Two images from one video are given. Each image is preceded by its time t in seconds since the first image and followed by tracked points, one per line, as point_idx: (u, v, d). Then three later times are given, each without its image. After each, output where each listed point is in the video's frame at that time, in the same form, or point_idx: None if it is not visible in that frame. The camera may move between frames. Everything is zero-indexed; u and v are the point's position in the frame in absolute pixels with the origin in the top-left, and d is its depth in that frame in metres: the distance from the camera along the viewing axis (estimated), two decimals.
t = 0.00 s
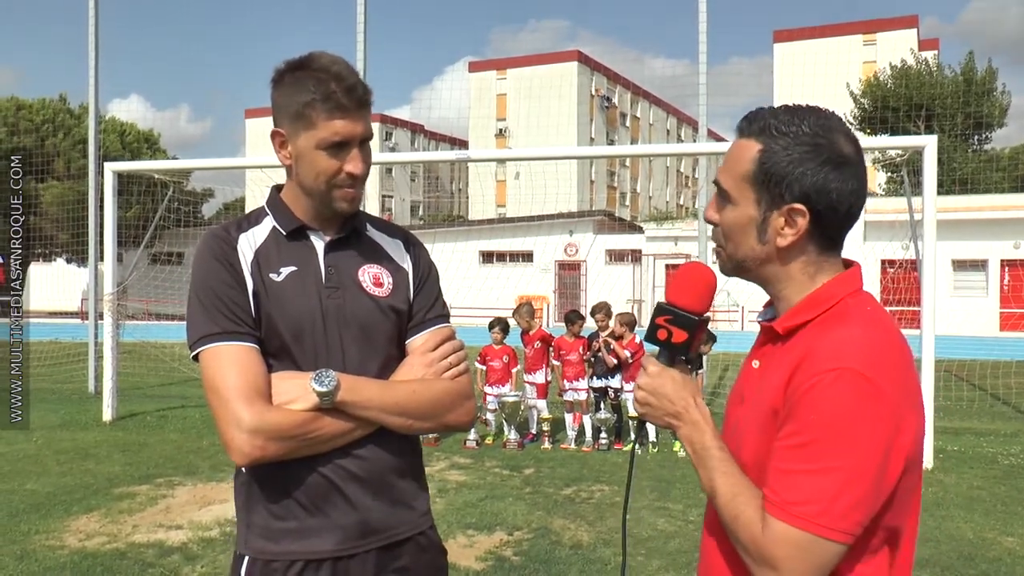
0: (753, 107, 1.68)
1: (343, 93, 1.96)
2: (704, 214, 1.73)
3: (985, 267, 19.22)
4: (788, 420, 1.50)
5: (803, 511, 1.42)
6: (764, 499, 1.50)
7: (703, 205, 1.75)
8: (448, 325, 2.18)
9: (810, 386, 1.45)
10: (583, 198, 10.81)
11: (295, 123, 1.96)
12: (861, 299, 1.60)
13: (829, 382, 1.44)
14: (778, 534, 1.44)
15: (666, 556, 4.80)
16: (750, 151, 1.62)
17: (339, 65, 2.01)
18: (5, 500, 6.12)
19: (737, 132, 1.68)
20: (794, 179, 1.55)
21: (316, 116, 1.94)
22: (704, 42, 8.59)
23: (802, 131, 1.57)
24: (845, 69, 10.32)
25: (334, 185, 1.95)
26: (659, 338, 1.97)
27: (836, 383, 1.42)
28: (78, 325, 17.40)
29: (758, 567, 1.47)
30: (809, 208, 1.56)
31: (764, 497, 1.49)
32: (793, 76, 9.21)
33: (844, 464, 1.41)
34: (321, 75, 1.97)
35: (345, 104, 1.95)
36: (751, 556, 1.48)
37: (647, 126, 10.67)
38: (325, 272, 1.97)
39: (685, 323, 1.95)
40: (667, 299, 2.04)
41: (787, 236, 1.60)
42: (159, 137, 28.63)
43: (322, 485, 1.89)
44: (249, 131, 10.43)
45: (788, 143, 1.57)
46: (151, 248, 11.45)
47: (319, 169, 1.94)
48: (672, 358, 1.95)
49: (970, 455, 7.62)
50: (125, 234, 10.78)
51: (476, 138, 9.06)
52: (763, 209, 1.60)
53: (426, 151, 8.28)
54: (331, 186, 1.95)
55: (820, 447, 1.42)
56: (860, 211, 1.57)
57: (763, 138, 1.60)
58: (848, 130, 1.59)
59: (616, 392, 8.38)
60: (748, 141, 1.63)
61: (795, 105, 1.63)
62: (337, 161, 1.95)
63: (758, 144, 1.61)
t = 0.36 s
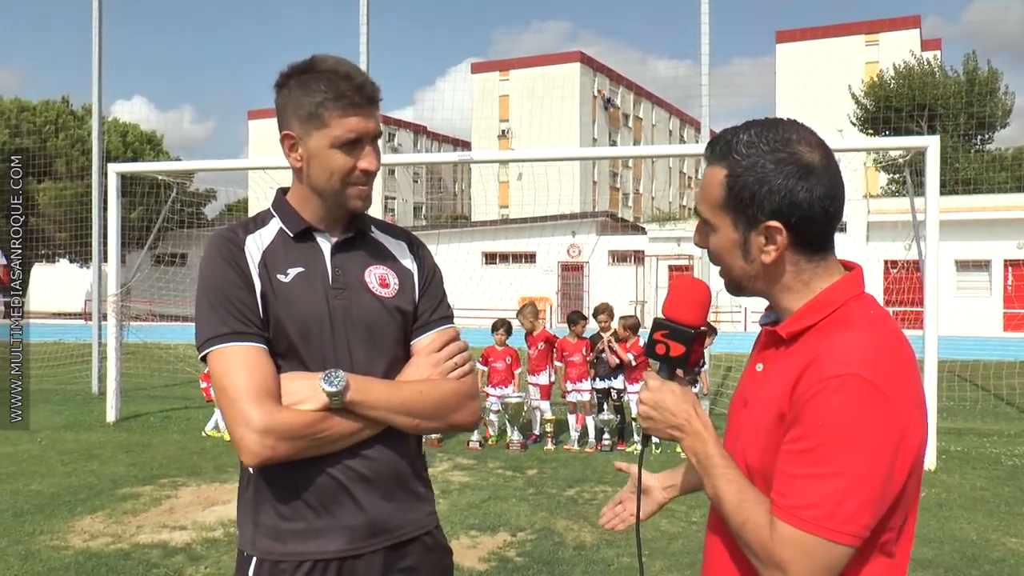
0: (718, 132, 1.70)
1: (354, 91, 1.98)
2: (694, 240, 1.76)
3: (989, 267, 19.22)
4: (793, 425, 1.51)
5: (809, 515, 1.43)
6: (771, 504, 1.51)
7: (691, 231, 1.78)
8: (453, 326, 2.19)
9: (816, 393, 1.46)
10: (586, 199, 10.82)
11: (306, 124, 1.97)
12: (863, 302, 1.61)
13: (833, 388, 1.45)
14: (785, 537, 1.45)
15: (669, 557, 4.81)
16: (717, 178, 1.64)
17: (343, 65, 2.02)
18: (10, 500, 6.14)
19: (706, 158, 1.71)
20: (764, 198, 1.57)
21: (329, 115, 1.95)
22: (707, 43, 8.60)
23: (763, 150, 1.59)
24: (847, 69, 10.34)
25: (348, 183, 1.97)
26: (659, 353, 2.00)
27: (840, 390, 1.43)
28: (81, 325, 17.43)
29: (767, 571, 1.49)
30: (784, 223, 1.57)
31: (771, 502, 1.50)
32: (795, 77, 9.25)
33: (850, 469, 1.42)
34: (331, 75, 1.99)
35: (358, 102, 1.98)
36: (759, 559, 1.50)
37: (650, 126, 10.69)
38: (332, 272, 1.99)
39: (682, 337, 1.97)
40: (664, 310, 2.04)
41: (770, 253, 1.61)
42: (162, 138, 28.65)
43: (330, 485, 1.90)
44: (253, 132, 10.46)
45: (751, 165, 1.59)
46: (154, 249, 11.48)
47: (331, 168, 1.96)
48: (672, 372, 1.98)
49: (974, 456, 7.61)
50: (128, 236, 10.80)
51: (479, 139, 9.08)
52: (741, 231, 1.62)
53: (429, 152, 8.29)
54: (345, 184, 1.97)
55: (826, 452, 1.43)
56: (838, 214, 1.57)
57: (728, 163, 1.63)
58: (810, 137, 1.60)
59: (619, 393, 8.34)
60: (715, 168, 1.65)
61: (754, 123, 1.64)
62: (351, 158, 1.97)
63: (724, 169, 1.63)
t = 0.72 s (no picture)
0: (728, 134, 1.72)
1: (363, 95, 2.00)
2: (698, 243, 1.76)
3: (992, 270, 19.20)
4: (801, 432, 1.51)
5: (821, 521, 1.44)
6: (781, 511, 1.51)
7: (696, 235, 1.79)
8: (461, 329, 2.20)
9: (825, 399, 1.47)
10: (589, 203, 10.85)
11: (316, 127, 1.98)
12: (865, 308, 1.62)
13: (843, 395, 1.45)
14: (797, 543, 1.46)
15: (673, 560, 4.81)
16: (728, 178, 1.65)
17: (353, 69, 2.04)
18: (15, 503, 6.15)
19: (716, 160, 1.72)
20: (773, 198, 1.58)
21: (338, 118, 1.97)
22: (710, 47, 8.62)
23: (775, 151, 1.60)
24: (850, 72, 10.35)
25: (357, 185, 1.98)
26: (663, 361, 1.99)
27: (849, 397, 1.44)
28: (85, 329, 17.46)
29: None
30: (792, 223, 1.58)
31: (781, 509, 1.50)
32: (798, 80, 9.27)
33: (860, 474, 1.42)
34: (341, 78, 2.00)
35: (368, 106, 2.00)
36: (771, 566, 1.50)
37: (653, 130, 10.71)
38: (341, 276, 2.00)
39: (687, 344, 1.97)
40: (667, 319, 2.05)
41: (777, 254, 1.62)
42: (165, 141, 28.70)
43: (339, 488, 1.91)
44: (256, 136, 10.49)
45: (763, 164, 1.60)
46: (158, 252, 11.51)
47: (340, 171, 1.97)
48: (673, 379, 1.98)
49: (978, 459, 7.61)
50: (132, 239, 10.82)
51: (482, 142, 9.10)
52: (748, 231, 1.63)
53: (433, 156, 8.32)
54: (354, 187, 1.98)
55: (837, 458, 1.44)
56: (845, 217, 1.59)
57: (739, 163, 1.64)
58: (819, 141, 1.62)
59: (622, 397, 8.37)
60: (725, 168, 1.67)
61: (765, 125, 1.66)
62: (360, 161, 1.98)
63: (735, 169, 1.64)
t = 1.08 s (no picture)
0: (732, 130, 1.73)
1: (364, 95, 2.01)
2: (699, 238, 1.77)
3: (991, 272, 19.21)
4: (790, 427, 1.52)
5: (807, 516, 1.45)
6: (769, 505, 1.52)
7: (697, 229, 1.80)
8: (461, 330, 2.21)
9: (814, 395, 1.48)
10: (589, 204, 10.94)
11: (316, 127, 2.00)
12: (856, 307, 1.64)
13: (831, 390, 1.46)
14: (784, 538, 1.46)
15: (671, 561, 4.82)
16: (732, 173, 1.66)
17: (354, 69, 2.05)
18: (15, 505, 6.16)
19: (718, 156, 1.73)
20: (777, 193, 1.59)
21: (338, 118, 1.98)
22: (709, 49, 8.64)
23: (780, 146, 1.62)
24: (850, 75, 10.38)
25: (357, 185, 2.00)
26: (659, 355, 2.01)
27: (838, 392, 1.45)
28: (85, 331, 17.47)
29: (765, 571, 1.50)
30: (795, 218, 1.60)
31: (769, 503, 1.51)
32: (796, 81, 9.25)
33: (846, 470, 1.44)
34: (342, 78, 2.02)
35: (368, 105, 2.01)
36: (758, 559, 1.51)
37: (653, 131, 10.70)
38: (341, 277, 2.01)
39: (683, 338, 2.00)
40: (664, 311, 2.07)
41: (777, 249, 1.63)
42: (165, 143, 28.70)
43: (340, 489, 1.92)
44: (256, 138, 10.51)
45: (768, 160, 1.61)
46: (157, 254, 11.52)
47: (341, 170, 1.98)
48: (666, 373, 2.00)
49: (977, 460, 7.62)
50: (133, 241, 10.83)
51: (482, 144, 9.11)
52: (751, 225, 1.64)
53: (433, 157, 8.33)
54: (353, 186, 2.00)
55: (824, 453, 1.45)
56: (845, 214, 1.60)
57: (744, 158, 1.65)
58: (821, 139, 1.64)
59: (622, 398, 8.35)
60: (729, 162, 1.68)
61: (768, 122, 1.67)
62: (360, 161, 1.99)
63: (740, 164, 1.65)
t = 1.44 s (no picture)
0: (739, 119, 1.73)
1: (370, 96, 2.00)
2: (698, 222, 1.77)
3: (992, 270, 19.20)
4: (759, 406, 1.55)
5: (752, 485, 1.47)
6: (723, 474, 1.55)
7: (697, 213, 1.79)
8: (464, 326, 2.21)
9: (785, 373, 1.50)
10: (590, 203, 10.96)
11: (321, 124, 1.99)
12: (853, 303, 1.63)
13: (799, 371, 1.49)
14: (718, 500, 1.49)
15: (673, 558, 4.83)
16: (739, 160, 1.65)
17: (363, 68, 2.05)
18: (16, 504, 6.16)
19: (726, 143, 1.72)
20: (782, 183, 1.59)
21: (344, 117, 1.97)
22: (710, 47, 8.65)
23: (789, 137, 1.62)
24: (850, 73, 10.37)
25: (358, 185, 1.99)
26: (607, 318, 2.14)
27: (807, 372, 1.47)
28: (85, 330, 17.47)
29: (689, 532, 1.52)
30: (797, 210, 1.60)
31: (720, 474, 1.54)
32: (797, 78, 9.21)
33: (802, 450, 1.45)
34: (349, 77, 2.01)
35: (373, 107, 2.01)
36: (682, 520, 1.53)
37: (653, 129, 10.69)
38: (344, 274, 2.01)
39: (628, 302, 2.12)
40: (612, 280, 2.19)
41: (777, 239, 1.63)
42: (165, 142, 28.67)
43: (344, 486, 1.92)
44: (257, 136, 10.51)
45: (776, 149, 1.61)
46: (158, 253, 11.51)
47: (343, 169, 1.98)
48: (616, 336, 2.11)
49: (978, 458, 7.62)
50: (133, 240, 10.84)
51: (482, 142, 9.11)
52: (754, 213, 1.63)
53: (434, 155, 8.33)
54: (354, 186, 1.99)
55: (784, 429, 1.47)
56: (846, 211, 1.62)
57: (753, 146, 1.64)
58: (831, 136, 1.64)
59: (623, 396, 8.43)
60: (738, 149, 1.67)
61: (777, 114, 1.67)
62: (363, 161, 1.99)
63: (748, 151, 1.65)
